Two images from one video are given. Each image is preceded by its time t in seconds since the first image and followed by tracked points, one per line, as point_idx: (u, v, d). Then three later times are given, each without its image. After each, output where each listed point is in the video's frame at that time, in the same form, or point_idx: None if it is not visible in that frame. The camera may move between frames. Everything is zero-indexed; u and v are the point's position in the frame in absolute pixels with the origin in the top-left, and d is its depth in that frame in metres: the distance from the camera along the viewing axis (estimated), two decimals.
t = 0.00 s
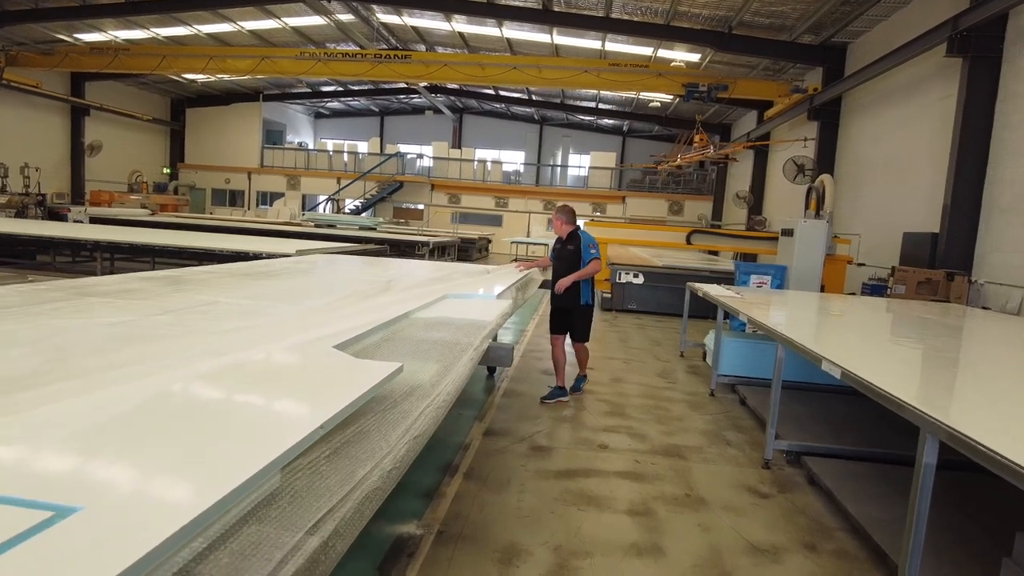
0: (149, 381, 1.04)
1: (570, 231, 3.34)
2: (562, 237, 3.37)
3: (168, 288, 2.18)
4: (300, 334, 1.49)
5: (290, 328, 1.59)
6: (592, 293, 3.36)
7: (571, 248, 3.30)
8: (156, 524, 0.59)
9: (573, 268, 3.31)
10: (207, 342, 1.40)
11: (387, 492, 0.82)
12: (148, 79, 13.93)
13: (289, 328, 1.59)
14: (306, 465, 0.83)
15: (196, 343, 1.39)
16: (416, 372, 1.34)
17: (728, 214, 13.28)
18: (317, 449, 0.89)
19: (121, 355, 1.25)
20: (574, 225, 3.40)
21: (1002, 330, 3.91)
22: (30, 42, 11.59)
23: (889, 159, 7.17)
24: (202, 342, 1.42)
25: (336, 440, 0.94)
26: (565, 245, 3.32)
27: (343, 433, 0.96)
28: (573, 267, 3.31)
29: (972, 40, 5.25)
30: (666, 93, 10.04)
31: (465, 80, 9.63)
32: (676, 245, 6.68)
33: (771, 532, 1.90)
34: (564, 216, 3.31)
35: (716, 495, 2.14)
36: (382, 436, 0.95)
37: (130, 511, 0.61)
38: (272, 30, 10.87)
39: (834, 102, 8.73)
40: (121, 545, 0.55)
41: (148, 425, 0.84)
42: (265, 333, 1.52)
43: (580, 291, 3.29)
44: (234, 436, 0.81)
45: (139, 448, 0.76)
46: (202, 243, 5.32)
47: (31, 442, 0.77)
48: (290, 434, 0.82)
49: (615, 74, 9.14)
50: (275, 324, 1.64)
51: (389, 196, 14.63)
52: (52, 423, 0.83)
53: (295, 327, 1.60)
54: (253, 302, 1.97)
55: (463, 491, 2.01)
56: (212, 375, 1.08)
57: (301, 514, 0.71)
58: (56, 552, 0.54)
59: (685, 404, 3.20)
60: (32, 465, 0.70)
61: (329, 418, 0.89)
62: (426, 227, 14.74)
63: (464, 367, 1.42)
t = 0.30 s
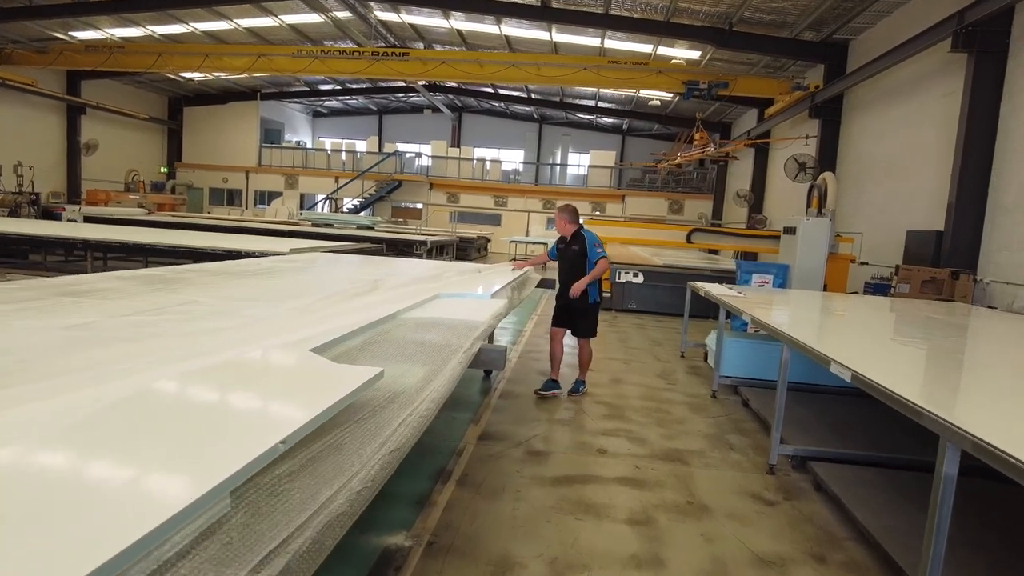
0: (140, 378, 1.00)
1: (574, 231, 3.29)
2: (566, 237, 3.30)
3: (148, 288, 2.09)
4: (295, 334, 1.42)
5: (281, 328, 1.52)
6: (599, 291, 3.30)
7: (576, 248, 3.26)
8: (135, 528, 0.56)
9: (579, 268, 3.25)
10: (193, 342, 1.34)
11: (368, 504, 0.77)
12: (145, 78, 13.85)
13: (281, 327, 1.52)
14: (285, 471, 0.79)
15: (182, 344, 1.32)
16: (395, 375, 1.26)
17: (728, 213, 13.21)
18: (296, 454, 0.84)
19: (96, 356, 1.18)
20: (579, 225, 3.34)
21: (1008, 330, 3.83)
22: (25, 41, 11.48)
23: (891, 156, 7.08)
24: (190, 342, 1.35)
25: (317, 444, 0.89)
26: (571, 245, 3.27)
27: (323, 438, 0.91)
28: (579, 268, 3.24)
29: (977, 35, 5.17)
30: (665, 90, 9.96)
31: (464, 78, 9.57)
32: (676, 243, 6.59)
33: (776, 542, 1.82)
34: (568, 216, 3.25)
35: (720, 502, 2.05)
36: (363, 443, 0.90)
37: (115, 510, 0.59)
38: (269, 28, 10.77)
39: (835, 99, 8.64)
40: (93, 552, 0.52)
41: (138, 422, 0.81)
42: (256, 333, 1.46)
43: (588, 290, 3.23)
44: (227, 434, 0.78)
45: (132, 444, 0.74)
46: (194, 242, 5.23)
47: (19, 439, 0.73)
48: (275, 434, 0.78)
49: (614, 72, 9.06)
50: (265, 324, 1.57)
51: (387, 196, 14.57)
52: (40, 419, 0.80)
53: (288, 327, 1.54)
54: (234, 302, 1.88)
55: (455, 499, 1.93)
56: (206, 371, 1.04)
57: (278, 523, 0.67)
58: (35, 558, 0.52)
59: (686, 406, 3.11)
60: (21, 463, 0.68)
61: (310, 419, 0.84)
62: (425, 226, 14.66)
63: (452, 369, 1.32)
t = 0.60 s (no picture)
0: (131, 377, 0.97)
1: (570, 227, 3.21)
2: (562, 234, 3.22)
3: (122, 291, 2.00)
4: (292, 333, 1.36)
5: (270, 330, 1.46)
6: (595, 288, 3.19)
7: (573, 244, 3.16)
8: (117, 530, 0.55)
9: (577, 264, 3.13)
10: (176, 345, 1.28)
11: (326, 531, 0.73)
12: (141, 76, 13.75)
13: (270, 330, 1.46)
14: (265, 477, 0.76)
15: (162, 347, 1.26)
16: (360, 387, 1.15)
17: (729, 211, 13.10)
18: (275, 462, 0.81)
19: (63, 363, 1.11)
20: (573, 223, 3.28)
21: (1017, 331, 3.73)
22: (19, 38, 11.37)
23: (895, 153, 6.98)
24: (174, 346, 1.28)
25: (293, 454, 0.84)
26: (567, 240, 3.17)
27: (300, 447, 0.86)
28: (578, 263, 3.13)
29: (983, 30, 5.07)
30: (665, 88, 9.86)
31: (461, 75, 9.48)
32: (676, 242, 6.50)
33: (781, 557, 1.72)
34: (562, 212, 3.19)
35: (722, 514, 1.96)
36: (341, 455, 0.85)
37: (106, 511, 0.58)
38: (265, 25, 10.67)
39: (837, 96, 8.54)
40: (70, 555, 0.50)
41: (129, 422, 0.79)
42: (248, 335, 1.41)
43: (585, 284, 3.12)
44: (219, 434, 0.77)
45: (125, 445, 0.72)
46: (184, 241, 5.13)
47: (9, 438, 0.72)
48: (261, 434, 0.76)
49: (613, 68, 8.96)
50: (251, 326, 1.51)
51: (385, 194, 14.45)
52: (27, 421, 0.77)
53: (279, 330, 1.49)
54: (211, 308, 1.79)
55: (444, 511, 1.83)
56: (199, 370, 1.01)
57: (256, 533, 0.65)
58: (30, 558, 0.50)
59: (686, 410, 3.02)
60: (9, 462, 0.66)
61: (292, 422, 0.80)
62: (423, 225, 14.56)
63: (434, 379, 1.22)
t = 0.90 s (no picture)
0: (133, 377, 0.99)
1: (565, 224, 3.13)
2: (558, 231, 3.15)
3: (101, 293, 1.92)
4: (287, 336, 1.33)
5: (267, 332, 1.45)
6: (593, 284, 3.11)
7: (568, 240, 3.09)
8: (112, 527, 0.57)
9: (572, 261, 3.06)
10: (168, 348, 1.26)
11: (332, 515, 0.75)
12: (138, 72, 13.64)
13: (266, 332, 1.45)
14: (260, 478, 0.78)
15: (143, 352, 1.23)
16: (334, 399, 1.07)
17: (731, 209, 13.01)
18: (258, 469, 0.80)
19: (51, 369, 1.10)
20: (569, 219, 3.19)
21: None
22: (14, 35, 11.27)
23: (899, 149, 6.87)
24: (171, 348, 1.28)
25: (262, 475, 0.80)
26: (562, 238, 3.10)
27: (282, 458, 0.84)
28: (572, 260, 3.05)
29: (990, 23, 4.98)
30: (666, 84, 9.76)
31: (460, 71, 9.37)
32: (677, 241, 6.41)
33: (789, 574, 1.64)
34: (555, 209, 3.12)
35: (726, 526, 1.87)
36: (316, 472, 0.81)
37: (106, 510, 0.60)
38: (263, 21, 10.56)
39: (840, 93, 8.44)
40: (62, 556, 0.52)
41: (130, 421, 0.81)
42: (246, 336, 1.41)
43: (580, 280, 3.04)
44: (218, 434, 0.79)
45: (120, 446, 0.74)
46: (176, 240, 5.04)
47: (10, 437, 0.74)
48: (257, 434, 0.78)
49: (614, 64, 8.84)
50: (240, 330, 1.47)
51: (384, 192, 14.34)
52: (27, 421, 0.79)
53: (273, 331, 1.47)
54: (190, 310, 1.71)
55: (434, 525, 1.75)
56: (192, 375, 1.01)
57: (236, 539, 0.66)
58: (32, 558, 0.52)
59: (688, 414, 2.94)
60: (4, 463, 0.68)
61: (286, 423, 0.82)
62: (423, 222, 14.46)
63: (416, 389, 1.14)
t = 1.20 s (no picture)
0: (131, 378, 0.99)
1: (568, 220, 3.06)
2: (559, 226, 3.08)
3: (88, 292, 1.87)
4: (284, 336, 1.32)
5: (263, 331, 1.43)
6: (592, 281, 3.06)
7: (570, 235, 3.02)
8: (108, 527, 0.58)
9: (573, 258, 3.00)
10: (163, 347, 1.25)
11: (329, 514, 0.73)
12: (136, 69, 13.55)
13: (262, 331, 1.43)
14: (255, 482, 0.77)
15: (132, 352, 1.20)
16: (316, 409, 1.00)
17: (732, 207, 12.94)
18: (251, 474, 0.79)
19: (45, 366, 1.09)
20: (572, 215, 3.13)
21: None
22: (12, 32, 11.19)
23: (903, 146, 6.79)
24: (169, 346, 1.26)
25: (256, 477, 0.78)
26: (563, 233, 3.03)
27: (277, 461, 0.83)
28: (573, 257, 2.99)
29: (998, 18, 4.87)
30: (668, 81, 9.67)
31: (460, 68, 9.30)
32: (680, 239, 6.34)
33: None
34: (558, 204, 3.04)
35: (732, 535, 1.81)
36: (300, 482, 0.76)
37: (99, 511, 0.60)
38: (262, 18, 10.48)
39: (844, 90, 8.34)
40: (58, 557, 0.53)
41: (127, 421, 0.82)
42: (245, 334, 1.40)
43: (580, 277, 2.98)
44: (214, 435, 0.78)
45: (118, 446, 0.75)
46: (171, 238, 4.97)
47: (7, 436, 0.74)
48: (251, 437, 0.77)
49: (615, 61, 8.75)
50: (235, 328, 1.44)
51: (385, 189, 14.27)
52: (24, 418, 0.79)
53: (269, 330, 1.44)
54: (176, 309, 1.65)
55: (429, 534, 1.69)
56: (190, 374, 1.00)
57: (220, 545, 0.64)
58: (32, 558, 0.53)
59: (691, 417, 2.87)
60: None
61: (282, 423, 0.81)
62: (422, 220, 14.39)
63: (407, 395, 1.07)
